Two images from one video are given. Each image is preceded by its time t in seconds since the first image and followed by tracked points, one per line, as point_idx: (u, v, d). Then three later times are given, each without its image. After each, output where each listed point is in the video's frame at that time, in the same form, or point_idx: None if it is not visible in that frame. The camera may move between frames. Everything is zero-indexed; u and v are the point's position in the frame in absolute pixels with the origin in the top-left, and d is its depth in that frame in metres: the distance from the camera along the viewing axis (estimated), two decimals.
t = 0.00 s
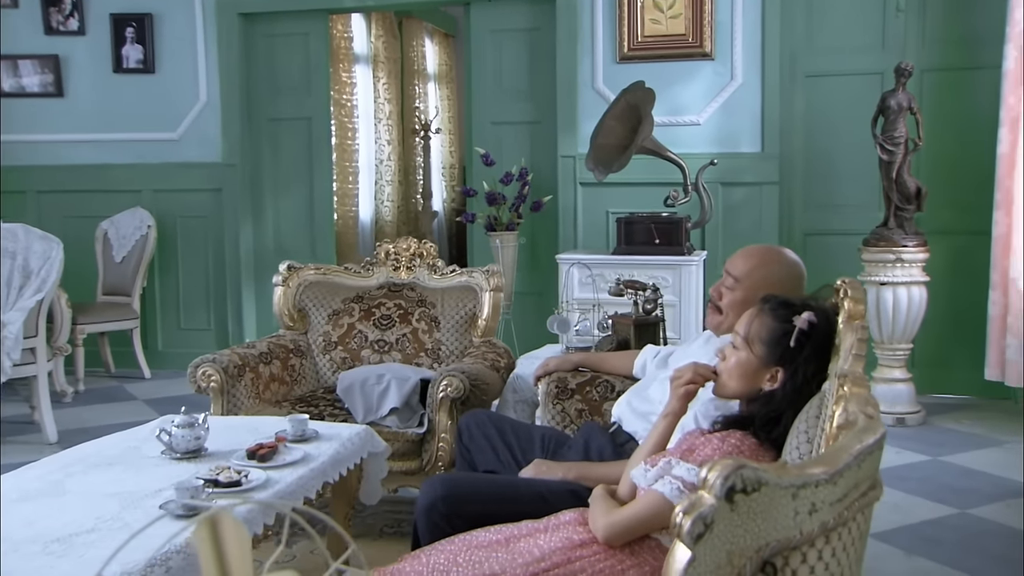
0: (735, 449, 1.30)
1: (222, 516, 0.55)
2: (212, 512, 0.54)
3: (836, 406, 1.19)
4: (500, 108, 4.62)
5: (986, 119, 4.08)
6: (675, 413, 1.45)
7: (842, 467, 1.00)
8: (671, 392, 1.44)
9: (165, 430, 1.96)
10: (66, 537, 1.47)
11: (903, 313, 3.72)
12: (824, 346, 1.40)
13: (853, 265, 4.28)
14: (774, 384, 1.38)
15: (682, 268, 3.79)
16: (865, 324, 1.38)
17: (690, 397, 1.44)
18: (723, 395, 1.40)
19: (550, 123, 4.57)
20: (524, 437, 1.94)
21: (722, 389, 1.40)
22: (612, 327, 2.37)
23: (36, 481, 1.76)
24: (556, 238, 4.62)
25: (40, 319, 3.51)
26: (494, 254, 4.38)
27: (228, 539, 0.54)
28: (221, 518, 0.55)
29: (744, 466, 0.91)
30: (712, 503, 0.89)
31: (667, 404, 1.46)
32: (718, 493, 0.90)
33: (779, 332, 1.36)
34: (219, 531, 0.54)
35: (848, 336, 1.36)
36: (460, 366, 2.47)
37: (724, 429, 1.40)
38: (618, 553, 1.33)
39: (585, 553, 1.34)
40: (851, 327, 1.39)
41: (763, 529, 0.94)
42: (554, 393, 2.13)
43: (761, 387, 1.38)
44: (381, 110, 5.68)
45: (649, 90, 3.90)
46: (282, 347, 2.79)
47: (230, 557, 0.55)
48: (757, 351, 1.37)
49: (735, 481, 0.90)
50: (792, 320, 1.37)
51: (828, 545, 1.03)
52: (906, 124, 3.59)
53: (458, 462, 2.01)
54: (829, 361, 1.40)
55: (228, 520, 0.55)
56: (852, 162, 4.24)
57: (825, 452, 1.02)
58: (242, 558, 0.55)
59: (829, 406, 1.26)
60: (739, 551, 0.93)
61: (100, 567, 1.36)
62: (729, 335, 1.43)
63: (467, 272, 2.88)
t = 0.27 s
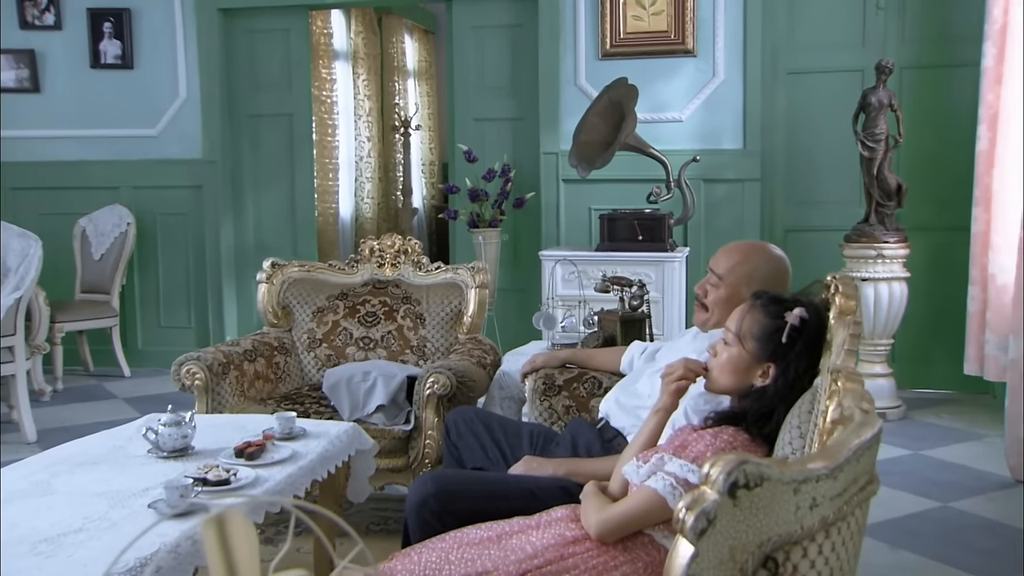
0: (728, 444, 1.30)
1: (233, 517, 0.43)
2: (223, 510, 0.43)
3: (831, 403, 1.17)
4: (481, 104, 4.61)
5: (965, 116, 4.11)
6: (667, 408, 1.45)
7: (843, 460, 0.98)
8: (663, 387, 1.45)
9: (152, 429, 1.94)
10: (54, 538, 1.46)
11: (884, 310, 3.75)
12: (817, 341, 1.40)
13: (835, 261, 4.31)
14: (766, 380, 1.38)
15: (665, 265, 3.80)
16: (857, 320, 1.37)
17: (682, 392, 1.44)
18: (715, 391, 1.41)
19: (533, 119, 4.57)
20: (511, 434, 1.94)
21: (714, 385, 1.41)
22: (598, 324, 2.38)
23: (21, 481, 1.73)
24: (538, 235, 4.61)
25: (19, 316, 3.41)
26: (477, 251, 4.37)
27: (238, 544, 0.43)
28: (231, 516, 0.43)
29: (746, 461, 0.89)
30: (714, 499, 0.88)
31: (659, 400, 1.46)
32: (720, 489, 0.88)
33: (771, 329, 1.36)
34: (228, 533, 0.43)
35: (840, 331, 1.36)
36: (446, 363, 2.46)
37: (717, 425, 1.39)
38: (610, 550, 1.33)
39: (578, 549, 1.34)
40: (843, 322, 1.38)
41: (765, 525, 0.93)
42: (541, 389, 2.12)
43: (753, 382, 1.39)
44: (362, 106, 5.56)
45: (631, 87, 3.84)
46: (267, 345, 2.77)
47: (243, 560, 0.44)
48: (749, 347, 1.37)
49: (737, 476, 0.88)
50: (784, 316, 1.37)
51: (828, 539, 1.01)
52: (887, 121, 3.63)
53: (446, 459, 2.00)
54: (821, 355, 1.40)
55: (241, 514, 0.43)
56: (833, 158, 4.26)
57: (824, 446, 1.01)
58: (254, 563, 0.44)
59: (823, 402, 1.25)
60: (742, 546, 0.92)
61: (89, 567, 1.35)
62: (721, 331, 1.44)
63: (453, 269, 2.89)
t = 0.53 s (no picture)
0: (723, 440, 1.29)
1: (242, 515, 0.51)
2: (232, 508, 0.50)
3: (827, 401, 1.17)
4: (465, 101, 4.60)
5: (947, 114, 4.14)
6: (659, 404, 1.46)
7: (845, 455, 0.99)
8: (655, 382, 1.46)
9: (140, 428, 1.93)
10: (46, 538, 1.45)
11: (867, 306, 3.77)
12: (811, 339, 1.40)
13: (818, 257, 4.34)
14: (760, 376, 1.39)
15: (650, 261, 3.81)
16: (851, 316, 1.37)
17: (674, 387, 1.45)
18: (708, 387, 1.42)
19: (517, 116, 4.57)
20: (501, 431, 1.94)
21: (708, 381, 1.42)
22: (586, 321, 2.38)
23: (7, 481, 1.72)
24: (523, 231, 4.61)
25: None
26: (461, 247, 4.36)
27: (248, 543, 0.51)
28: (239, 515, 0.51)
29: (749, 456, 0.90)
30: (718, 494, 0.89)
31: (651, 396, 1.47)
32: (724, 485, 0.89)
33: (763, 325, 1.38)
34: (237, 532, 0.51)
35: (835, 327, 1.36)
36: (434, 360, 2.46)
37: (711, 422, 1.39)
38: (605, 546, 1.32)
39: (572, 545, 1.34)
40: (837, 318, 1.38)
41: (768, 520, 0.94)
42: (530, 386, 2.12)
43: (746, 378, 1.40)
44: (343, 103, 5.43)
45: (616, 84, 3.88)
46: (253, 342, 2.76)
47: (249, 553, 0.51)
48: (743, 343, 1.39)
49: (741, 471, 0.89)
50: (777, 312, 1.39)
51: (829, 534, 1.02)
52: (870, 118, 3.66)
53: (435, 455, 2.00)
54: (815, 351, 1.41)
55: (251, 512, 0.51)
56: (816, 155, 4.28)
57: (826, 440, 1.01)
58: (262, 559, 0.51)
59: (817, 399, 1.25)
60: (746, 541, 0.93)
61: (83, 567, 1.34)
62: (714, 328, 1.45)
63: (440, 266, 2.88)
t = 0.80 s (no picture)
0: (715, 437, 1.29)
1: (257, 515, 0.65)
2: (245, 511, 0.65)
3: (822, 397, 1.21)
4: (447, 99, 4.59)
5: (927, 111, 4.18)
6: (650, 401, 1.47)
7: (842, 450, 1.00)
8: (645, 378, 1.47)
9: (125, 427, 1.91)
10: (33, 538, 1.44)
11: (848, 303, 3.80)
12: (801, 335, 1.41)
13: (800, 254, 4.36)
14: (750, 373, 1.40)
15: (632, 258, 3.82)
16: (842, 311, 1.37)
17: (664, 382, 1.46)
18: (699, 382, 1.43)
19: (499, 113, 4.56)
20: (489, 429, 1.94)
21: (699, 377, 1.43)
22: (572, 318, 2.38)
23: None
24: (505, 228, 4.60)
25: None
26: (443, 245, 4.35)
27: (253, 537, 0.65)
28: (249, 516, 0.65)
29: (750, 453, 0.92)
30: (720, 490, 0.91)
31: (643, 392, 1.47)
32: (725, 481, 0.91)
33: (754, 321, 1.38)
34: (243, 531, 0.65)
35: (828, 322, 1.37)
36: (420, 357, 2.45)
37: (702, 417, 1.38)
38: (596, 542, 1.32)
39: (564, 542, 1.34)
40: (828, 314, 1.39)
41: (768, 515, 0.95)
42: (517, 383, 2.12)
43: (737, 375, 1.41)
44: (322, 100, 5.27)
45: (598, 81, 3.88)
46: (236, 341, 2.74)
47: (254, 548, 0.65)
48: (734, 340, 1.39)
49: (742, 467, 0.91)
50: (767, 309, 1.39)
51: (828, 529, 1.04)
52: (851, 115, 3.69)
53: (422, 453, 2.00)
54: (804, 347, 1.42)
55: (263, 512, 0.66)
56: (797, 151, 4.31)
57: (823, 437, 1.03)
58: (262, 552, 0.66)
59: (808, 395, 1.28)
60: (746, 536, 0.95)
61: (72, 567, 1.33)
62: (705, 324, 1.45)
63: (424, 263, 2.87)
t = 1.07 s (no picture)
0: (706, 434, 1.29)
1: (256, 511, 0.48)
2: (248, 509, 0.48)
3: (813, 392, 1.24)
4: (428, 96, 4.58)
5: (905, 109, 4.21)
6: (641, 398, 1.47)
7: (841, 444, 1.01)
8: (636, 375, 1.46)
9: (109, 426, 1.90)
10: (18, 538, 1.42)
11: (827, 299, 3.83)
12: (790, 331, 1.42)
13: (782, 251, 4.39)
14: (740, 369, 1.41)
15: (614, 255, 3.83)
16: (832, 308, 1.41)
17: (655, 379, 1.45)
18: (689, 379, 1.44)
19: (480, 110, 4.55)
20: (476, 426, 1.94)
21: (689, 374, 1.44)
22: (557, 315, 2.38)
23: None
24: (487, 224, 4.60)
25: None
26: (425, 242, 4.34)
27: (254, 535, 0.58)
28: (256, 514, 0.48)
29: (751, 448, 0.92)
30: (721, 487, 0.91)
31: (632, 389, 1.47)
32: (726, 477, 0.91)
33: (744, 317, 1.39)
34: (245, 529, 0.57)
35: (817, 319, 1.41)
36: (405, 355, 2.44)
37: (692, 414, 1.39)
38: (587, 538, 1.33)
39: (555, 539, 1.35)
40: (818, 311, 1.42)
41: (768, 510, 0.96)
42: (503, 380, 2.12)
43: (726, 370, 1.42)
44: (301, 97, 5.08)
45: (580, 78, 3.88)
46: (219, 339, 2.72)
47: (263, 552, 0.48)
48: (723, 335, 1.40)
49: (744, 463, 0.91)
50: (757, 305, 1.40)
51: (824, 523, 1.05)
52: (831, 113, 3.73)
53: (409, 451, 2.00)
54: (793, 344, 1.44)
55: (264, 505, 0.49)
56: (777, 148, 4.33)
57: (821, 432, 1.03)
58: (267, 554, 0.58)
59: (800, 391, 1.31)
60: (747, 531, 0.95)
61: (59, 566, 1.32)
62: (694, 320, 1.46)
63: (408, 261, 2.85)
